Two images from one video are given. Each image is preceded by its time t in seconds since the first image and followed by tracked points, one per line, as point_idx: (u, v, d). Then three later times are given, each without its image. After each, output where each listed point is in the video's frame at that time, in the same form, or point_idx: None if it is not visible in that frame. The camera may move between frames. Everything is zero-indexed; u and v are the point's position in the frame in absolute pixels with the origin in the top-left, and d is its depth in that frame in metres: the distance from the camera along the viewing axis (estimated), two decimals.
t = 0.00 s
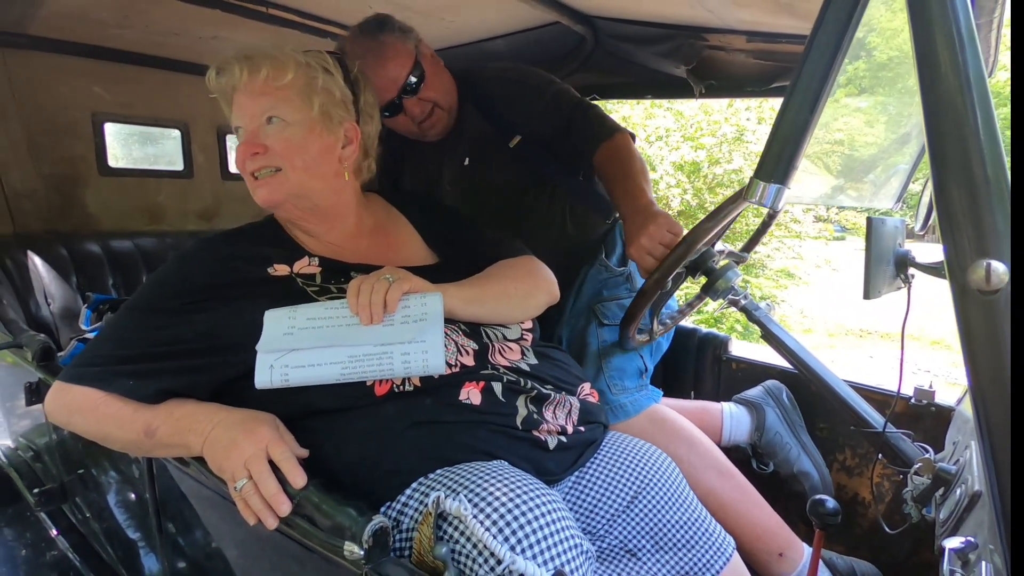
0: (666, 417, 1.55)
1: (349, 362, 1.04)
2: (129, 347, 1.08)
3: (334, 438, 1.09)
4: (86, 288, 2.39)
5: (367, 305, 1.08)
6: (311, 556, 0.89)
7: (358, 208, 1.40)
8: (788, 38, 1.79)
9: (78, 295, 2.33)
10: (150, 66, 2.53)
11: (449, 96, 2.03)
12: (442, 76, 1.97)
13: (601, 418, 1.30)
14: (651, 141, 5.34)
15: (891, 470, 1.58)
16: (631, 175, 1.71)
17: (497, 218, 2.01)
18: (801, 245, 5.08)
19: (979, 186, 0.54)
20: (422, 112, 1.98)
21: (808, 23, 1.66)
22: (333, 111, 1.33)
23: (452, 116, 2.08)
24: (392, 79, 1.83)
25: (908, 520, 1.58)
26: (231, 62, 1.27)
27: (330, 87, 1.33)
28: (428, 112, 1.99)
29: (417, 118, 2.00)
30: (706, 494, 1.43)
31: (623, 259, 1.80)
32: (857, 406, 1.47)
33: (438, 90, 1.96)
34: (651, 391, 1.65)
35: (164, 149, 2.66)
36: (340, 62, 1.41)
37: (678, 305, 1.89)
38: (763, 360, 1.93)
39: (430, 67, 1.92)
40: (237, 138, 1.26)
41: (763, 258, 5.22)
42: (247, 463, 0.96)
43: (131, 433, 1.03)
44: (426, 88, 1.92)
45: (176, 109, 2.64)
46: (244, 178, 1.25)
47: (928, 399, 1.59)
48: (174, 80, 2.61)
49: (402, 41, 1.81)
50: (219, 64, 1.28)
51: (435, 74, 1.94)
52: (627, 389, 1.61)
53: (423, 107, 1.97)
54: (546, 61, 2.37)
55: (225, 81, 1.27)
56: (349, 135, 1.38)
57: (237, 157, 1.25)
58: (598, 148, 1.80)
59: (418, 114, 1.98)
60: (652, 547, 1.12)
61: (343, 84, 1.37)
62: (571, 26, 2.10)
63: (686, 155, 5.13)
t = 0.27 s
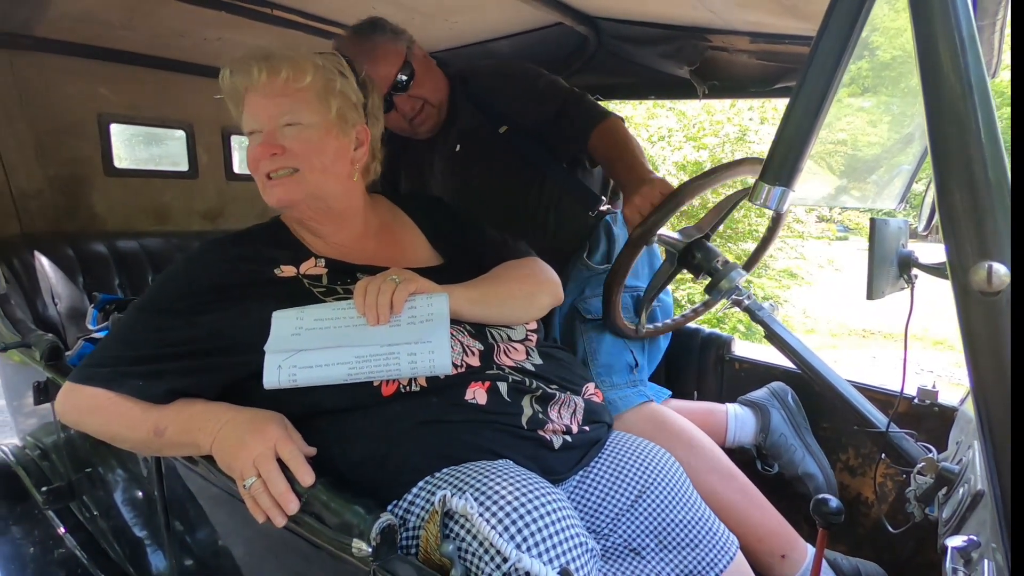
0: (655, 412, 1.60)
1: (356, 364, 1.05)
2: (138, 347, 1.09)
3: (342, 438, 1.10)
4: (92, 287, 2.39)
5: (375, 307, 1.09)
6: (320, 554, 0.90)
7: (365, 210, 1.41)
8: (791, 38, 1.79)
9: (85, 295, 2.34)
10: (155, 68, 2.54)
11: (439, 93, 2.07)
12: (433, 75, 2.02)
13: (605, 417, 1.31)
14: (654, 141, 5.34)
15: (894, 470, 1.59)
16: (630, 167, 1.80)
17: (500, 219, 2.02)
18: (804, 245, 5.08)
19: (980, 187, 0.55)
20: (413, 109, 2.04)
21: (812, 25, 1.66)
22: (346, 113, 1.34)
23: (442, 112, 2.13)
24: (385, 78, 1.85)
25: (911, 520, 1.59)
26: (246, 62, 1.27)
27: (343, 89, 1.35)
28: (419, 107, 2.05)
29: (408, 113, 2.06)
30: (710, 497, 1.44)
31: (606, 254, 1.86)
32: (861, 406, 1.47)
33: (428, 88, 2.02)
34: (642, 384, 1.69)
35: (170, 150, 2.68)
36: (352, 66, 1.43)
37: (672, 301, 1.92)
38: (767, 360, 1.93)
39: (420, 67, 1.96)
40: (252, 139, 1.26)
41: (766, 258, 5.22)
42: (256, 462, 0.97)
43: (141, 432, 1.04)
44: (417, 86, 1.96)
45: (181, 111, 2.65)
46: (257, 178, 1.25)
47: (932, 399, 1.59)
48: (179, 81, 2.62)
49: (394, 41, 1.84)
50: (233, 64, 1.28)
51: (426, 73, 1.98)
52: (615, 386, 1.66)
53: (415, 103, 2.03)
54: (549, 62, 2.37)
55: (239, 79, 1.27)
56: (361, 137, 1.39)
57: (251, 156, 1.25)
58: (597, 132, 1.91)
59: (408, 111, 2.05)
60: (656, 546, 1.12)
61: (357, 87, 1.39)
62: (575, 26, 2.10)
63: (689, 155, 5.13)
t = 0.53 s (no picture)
0: (647, 409, 1.59)
1: (362, 362, 1.06)
2: (145, 347, 1.09)
3: (346, 436, 1.10)
4: (96, 287, 2.51)
5: (379, 306, 1.10)
6: (326, 551, 0.90)
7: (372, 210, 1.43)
8: (794, 39, 1.79)
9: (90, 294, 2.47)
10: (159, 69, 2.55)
11: (427, 96, 2.15)
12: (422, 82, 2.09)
13: (608, 416, 1.31)
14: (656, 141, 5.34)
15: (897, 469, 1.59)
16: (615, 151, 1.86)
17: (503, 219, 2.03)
18: (807, 246, 5.08)
19: (980, 188, 0.55)
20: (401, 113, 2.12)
21: (815, 25, 1.67)
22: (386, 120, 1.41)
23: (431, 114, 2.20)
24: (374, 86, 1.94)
25: (914, 519, 1.59)
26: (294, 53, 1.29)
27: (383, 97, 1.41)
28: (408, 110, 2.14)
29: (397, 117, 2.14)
30: (711, 494, 1.44)
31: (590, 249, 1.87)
32: (863, 407, 1.48)
33: (416, 92, 2.09)
34: (638, 374, 1.69)
35: (174, 150, 2.68)
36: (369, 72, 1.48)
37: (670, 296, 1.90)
38: (769, 360, 1.94)
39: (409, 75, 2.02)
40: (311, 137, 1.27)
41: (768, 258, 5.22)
42: (262, 461, 0.98)
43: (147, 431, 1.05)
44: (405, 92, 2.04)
45: (185, 111, 2.65)
46: (308, 170, 1.27)
47: (934, 400, 1.59)
48: (183, 82, 2.63)
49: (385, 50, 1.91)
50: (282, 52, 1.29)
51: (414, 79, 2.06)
52: (608, 375, 1.67)
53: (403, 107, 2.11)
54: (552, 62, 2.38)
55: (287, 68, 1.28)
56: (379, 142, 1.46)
57: (302, 148, 1.27)
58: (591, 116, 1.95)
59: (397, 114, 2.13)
60: (658, 544, 1.13)
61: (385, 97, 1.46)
62: (577, 27, 2.11)
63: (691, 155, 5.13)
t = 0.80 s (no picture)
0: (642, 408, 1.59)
1: (360, 361, 1.07)
2: (142, 348, 1.09)
3: (346, 436, 1.10)
4: (99, 287, 2.52)
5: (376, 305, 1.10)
6: (324, 551, 0.90)
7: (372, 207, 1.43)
8: (795, 38, 1.79)
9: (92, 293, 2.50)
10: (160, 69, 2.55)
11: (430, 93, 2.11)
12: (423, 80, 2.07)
13: (608, 416, 1.31)
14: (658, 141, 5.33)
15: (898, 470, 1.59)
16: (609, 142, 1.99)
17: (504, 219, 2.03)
18: (809, 245, 5.07)
19: (980, 187, 0.55)
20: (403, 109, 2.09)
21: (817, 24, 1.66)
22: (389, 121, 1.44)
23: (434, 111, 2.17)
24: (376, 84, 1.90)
25: (915, 520, 1.59)
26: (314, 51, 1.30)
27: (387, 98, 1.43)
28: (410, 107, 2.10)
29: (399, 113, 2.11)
30: (712, 493, 1.44)
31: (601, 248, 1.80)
32: (863, 405, 1.47)
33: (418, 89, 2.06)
34: (636, 373, 1.68)
35: (176, 150, 2.65)
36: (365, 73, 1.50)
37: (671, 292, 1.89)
38: (770, 360, 1.94)
39: (411, 72, 1.98)
40: (333, 133, 1.28)
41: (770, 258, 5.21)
42: (260, 461, 0.98)
43: (144, 433, 1.04)
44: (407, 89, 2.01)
45: (187, 111, 2.65)
46: (330, 168, 1.28)
47: (936, 399, 1.59)
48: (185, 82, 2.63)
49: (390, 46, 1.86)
50: (303, 47, 1.30)
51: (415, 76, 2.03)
52: (602, 371, 1.67)
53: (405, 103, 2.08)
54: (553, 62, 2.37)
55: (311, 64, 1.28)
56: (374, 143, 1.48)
57: (327, 145, 1.27)
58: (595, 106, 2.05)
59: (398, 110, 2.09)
60: (658, 544, 1.13)
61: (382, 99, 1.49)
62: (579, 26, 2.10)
63: (694, 155, 5.12)
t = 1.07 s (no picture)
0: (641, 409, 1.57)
1: (365, 351, 1.07)
2: (131, 338, 1.08)
3: (339, 431, 1.09)
4: (95, 283, 2.53)
5: (375, 290, 1.08)
6: (315, 545, 0.89)
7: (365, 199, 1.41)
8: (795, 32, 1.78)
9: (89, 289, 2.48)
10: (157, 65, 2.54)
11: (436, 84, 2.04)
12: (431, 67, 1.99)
13: (604, 411, 1.30)
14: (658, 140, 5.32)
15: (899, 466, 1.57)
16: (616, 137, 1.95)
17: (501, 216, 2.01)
18: (810, 245, 5.05)
19: (979, 168, 0.53)
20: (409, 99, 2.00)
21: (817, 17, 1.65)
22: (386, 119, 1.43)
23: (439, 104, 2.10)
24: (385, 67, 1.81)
25: (916, 517, 1.57)
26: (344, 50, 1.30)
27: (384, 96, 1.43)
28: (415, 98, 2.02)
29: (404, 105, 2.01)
30: (715, 487, 1.42)
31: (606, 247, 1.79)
32: (864, 401, 1.46)
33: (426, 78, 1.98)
34: (636, 374, 1.65)
35: (173, 147, 2.65)
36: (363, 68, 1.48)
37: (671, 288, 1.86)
38: (770, 357, 1.92)
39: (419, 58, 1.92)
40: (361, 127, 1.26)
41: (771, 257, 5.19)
42: (245, 458, 0.97)
43: (131, 426, 1.05)
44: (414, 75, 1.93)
45: (184, 108, 2.64)
46: (360, 164, 1.28)
47: (937, 396, 1.58)
48: (183, 78, 2.62)
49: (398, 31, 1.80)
50: (337, 44, 1.29)
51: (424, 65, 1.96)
52: (601, 371, 1.65)
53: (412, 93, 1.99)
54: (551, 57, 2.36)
55: (345, 60, 1.27)
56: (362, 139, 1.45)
57: (362, 141, 1.27)
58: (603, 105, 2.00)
59: (405, 100, 1.98)
60: (655, 540, 1.11)
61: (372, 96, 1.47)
62: (577, 21, 2.09)
63: (694, 154, 5.10)
